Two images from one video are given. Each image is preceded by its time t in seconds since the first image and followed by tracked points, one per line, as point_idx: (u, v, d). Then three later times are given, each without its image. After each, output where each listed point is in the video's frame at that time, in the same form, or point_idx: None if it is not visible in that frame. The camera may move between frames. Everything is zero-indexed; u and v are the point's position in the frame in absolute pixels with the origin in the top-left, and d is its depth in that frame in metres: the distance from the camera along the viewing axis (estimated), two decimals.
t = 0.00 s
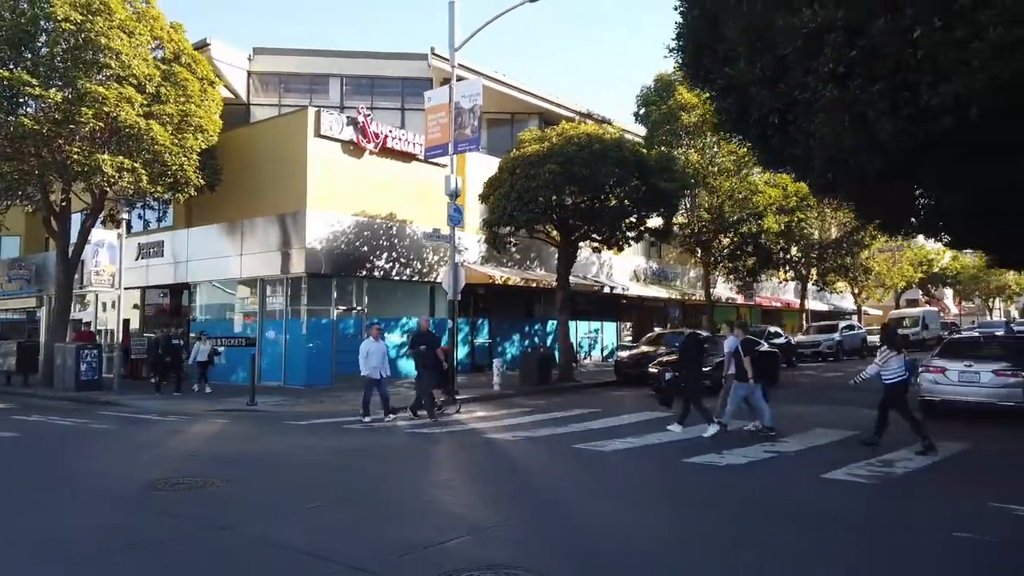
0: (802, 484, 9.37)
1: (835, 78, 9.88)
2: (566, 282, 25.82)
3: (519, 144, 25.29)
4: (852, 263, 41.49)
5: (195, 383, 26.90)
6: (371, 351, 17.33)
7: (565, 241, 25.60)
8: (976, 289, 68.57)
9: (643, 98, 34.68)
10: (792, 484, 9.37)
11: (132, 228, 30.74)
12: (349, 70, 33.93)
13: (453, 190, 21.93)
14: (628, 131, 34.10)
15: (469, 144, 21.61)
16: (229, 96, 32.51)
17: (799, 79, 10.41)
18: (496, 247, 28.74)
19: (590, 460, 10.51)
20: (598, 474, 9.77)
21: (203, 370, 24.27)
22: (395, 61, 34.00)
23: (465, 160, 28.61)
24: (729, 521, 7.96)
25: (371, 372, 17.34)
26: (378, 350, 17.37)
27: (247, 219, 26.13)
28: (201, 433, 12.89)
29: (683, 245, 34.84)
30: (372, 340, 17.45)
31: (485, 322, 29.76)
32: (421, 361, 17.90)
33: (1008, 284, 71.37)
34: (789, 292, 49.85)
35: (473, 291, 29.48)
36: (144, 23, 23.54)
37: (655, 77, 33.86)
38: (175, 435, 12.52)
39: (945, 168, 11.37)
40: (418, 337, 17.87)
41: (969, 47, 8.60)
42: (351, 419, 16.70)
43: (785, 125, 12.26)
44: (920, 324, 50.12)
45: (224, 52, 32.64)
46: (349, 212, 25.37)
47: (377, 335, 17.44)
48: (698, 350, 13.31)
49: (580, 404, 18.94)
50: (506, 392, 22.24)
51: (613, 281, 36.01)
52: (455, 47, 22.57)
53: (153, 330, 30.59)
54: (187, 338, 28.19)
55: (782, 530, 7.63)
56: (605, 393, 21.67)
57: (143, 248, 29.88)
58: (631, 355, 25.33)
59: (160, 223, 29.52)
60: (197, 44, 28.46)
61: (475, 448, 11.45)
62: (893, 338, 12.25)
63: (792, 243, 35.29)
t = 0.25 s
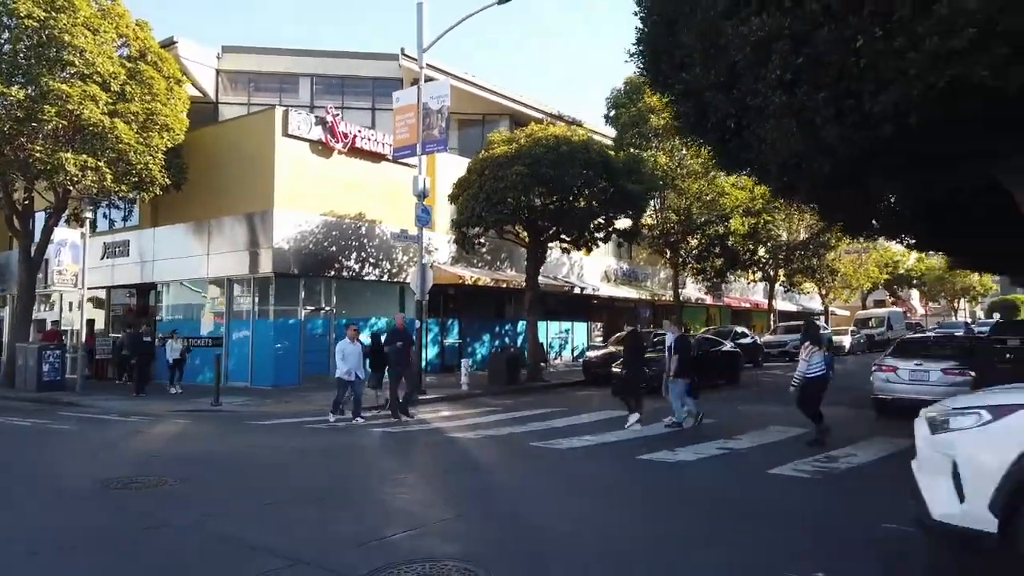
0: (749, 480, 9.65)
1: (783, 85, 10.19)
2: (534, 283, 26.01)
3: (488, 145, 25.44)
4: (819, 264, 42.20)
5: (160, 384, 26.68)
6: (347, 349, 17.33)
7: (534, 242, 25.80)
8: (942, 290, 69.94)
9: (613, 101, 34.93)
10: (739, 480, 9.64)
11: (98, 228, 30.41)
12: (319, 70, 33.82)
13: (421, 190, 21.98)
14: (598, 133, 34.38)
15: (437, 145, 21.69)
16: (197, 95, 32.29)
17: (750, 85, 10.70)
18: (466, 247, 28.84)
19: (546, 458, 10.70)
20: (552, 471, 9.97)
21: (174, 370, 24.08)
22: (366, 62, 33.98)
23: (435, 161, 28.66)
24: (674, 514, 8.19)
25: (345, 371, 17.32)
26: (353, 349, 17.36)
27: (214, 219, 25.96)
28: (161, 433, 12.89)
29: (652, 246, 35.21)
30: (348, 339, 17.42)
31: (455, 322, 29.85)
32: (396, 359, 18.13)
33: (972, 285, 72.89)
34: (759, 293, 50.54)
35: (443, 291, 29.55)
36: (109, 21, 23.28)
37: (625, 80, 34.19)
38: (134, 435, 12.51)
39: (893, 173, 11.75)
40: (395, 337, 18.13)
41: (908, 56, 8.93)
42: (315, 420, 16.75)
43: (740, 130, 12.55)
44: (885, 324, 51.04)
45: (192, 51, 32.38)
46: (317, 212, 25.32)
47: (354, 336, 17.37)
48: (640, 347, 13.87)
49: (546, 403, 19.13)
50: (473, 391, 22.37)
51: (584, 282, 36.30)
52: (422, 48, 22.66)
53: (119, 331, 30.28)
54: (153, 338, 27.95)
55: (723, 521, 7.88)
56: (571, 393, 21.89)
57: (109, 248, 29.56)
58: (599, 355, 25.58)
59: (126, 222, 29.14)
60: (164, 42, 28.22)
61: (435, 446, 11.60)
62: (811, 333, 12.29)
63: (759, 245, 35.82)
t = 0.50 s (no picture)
0: (683, 474, 9.96)
1: (718, 92, 10.54)
2: (488, 283, 26.17)
3: (443, 146, 25.52)
4: (769, 266, 43.16)
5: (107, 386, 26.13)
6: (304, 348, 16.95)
7: (488, 244, 25.95)
8: (889, 292, 72.01)
9: (569, 103, 35.06)
10: (674, 474, 9.94)
11: (43, 226, 30.00)
12: (273, 68, 33.45)
13: (374, 191, 21.97)
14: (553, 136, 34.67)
15: (390, 145, 21.67)
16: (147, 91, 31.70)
17: (686, 92, 11.04)
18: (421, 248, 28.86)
19: (488, 455, 10.87)
20: (493, 467, 10.15)
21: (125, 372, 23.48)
22: (320, 61, 33.75)
23: (390, 161, 28.63)
24: (607, 506, 8.44)
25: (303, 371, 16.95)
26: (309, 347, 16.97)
27: (163, 217, 25.55)
28: (102, 434, 12.72)
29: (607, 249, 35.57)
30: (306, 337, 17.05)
31: (410, 323, 29.83)
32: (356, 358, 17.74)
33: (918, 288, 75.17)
34: (712, 294, 51.44)
35: (398, 292, 29.51)
36: (54, 15, 22.77)
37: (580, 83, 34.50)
38: (73, 436, 12.33)
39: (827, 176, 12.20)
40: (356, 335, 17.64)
41: (832, 68, 9.35)
42: (263, 420, 16.65)
43: (682, 136, 12.89)
44: (834, 325, 52.37)
45: (141, 47, 31.76)
46: (269, 212, 25.12)
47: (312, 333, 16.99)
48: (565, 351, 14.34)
49: (496, 403, 19.29)
50: (426, 391, 22.44)
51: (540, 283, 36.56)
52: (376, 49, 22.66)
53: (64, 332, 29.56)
54: (99, 339, 27.36)
55: (654, 512, 8.16)
56: (523, 392, 22.10)
57: (54, 247, 28.90)
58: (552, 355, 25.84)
59: (71, 220, 28.77)
60: (112, 37, 27.67)
61: (379, 445, 11.68)
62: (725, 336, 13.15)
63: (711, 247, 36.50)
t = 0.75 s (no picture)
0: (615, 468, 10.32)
1: (649, 100, 10.98)
2: (439, 284, 26.35)
3: (395, 146, 25.64)
4: (718, 269, 44.15)
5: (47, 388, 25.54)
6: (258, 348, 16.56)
7: (439, 245, 26.10)
8: (834, 294, 74.12)
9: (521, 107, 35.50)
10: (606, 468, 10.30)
11: None
12: (223, 66, 33.11)
13: (323, 191, 21.99)
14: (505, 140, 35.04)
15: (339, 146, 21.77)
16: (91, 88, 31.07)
17: (620, 100, 11.46)
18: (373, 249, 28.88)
19: (427, 453, 11.11)
20: (431, 463, 10.39)
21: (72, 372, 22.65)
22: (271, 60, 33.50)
23: (341, 162, 28.60)
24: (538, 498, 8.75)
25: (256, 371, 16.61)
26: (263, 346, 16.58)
27: (108, 216, 25.15)
28: (38, 436, 12.59)
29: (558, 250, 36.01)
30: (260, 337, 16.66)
31: (361, 324, 29.80)
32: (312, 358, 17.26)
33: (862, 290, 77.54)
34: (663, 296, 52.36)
35: (348, 292, 29.48)
36: None
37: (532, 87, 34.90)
38: (8, 437, 12.19)
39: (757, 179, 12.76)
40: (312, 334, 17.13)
41: (754, 80, 9.86)
42: (206, 422, 16.58)
43: (619, 141, 13.31)
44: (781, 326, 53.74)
45: (85, 42, 31.13)
46: (216, 211, 24.89)
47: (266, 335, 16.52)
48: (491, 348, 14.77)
49: (444, 403, 19.50)
50: (375, 392, 22.52)
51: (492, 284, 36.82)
52: (326, 50, 22.68)
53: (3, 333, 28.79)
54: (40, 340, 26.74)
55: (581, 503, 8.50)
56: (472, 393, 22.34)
57: None
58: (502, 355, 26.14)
59: (11, 219, 28.16)
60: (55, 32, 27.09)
61: (320, 444, 11.81)
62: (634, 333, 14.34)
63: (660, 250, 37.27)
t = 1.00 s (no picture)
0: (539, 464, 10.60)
1: (577, 109, 11.36)
2: (381, 285, 26.30)
3: (336, 148, 25.57)
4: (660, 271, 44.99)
5: None
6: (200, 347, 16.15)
7: (381, 246, 25.98)
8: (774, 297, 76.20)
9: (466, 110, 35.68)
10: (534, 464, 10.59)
11: None
12: (161, 63, 32.37)
13: (262, 192, 21.81)
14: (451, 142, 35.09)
15: (278, 147, 21.67)
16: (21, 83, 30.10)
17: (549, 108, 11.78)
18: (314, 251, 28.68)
19: (356, 454, 11.18)
20: (359, 464, 10.49)
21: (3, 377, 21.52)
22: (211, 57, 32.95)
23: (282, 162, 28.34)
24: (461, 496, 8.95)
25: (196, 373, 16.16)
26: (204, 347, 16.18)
27: (40, 216, 24.59)
28: None
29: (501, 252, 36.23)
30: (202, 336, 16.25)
31: (302, 325, 29.51)
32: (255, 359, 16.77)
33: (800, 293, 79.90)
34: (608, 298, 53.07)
35: (289, 294, 29.19)
36: None
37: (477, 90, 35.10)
38: None
39: (682, 184, 13.31)
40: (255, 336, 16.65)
41: (673, 93, 10.30)
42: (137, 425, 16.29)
43: (551, 147, 13.62)
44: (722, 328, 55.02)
45: (15, 36, 30.15)
46: (151, 211, 24.42)
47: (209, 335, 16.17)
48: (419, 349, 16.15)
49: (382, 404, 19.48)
50: (314, 394, 22.36)
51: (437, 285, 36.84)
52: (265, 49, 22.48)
53: None
54: None
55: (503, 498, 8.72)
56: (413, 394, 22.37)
57: None
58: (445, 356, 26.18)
59: None
60: None
61: (250, 447, 11.79)
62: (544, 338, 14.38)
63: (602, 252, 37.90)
